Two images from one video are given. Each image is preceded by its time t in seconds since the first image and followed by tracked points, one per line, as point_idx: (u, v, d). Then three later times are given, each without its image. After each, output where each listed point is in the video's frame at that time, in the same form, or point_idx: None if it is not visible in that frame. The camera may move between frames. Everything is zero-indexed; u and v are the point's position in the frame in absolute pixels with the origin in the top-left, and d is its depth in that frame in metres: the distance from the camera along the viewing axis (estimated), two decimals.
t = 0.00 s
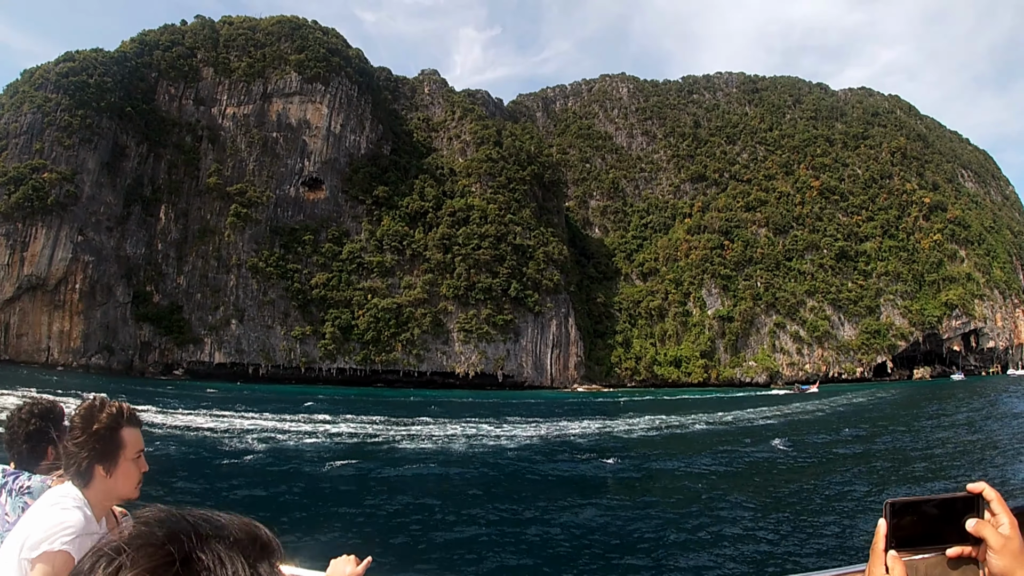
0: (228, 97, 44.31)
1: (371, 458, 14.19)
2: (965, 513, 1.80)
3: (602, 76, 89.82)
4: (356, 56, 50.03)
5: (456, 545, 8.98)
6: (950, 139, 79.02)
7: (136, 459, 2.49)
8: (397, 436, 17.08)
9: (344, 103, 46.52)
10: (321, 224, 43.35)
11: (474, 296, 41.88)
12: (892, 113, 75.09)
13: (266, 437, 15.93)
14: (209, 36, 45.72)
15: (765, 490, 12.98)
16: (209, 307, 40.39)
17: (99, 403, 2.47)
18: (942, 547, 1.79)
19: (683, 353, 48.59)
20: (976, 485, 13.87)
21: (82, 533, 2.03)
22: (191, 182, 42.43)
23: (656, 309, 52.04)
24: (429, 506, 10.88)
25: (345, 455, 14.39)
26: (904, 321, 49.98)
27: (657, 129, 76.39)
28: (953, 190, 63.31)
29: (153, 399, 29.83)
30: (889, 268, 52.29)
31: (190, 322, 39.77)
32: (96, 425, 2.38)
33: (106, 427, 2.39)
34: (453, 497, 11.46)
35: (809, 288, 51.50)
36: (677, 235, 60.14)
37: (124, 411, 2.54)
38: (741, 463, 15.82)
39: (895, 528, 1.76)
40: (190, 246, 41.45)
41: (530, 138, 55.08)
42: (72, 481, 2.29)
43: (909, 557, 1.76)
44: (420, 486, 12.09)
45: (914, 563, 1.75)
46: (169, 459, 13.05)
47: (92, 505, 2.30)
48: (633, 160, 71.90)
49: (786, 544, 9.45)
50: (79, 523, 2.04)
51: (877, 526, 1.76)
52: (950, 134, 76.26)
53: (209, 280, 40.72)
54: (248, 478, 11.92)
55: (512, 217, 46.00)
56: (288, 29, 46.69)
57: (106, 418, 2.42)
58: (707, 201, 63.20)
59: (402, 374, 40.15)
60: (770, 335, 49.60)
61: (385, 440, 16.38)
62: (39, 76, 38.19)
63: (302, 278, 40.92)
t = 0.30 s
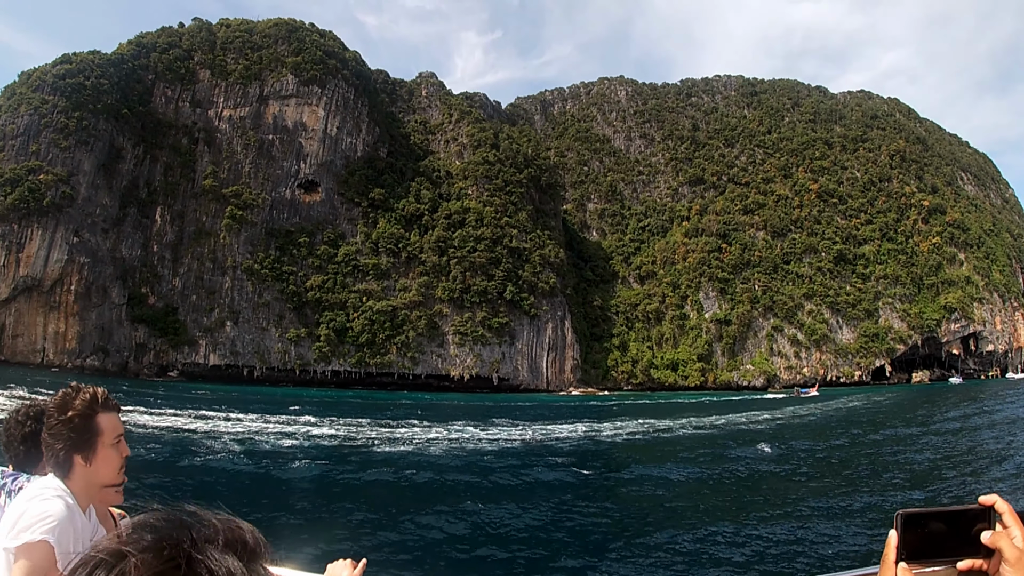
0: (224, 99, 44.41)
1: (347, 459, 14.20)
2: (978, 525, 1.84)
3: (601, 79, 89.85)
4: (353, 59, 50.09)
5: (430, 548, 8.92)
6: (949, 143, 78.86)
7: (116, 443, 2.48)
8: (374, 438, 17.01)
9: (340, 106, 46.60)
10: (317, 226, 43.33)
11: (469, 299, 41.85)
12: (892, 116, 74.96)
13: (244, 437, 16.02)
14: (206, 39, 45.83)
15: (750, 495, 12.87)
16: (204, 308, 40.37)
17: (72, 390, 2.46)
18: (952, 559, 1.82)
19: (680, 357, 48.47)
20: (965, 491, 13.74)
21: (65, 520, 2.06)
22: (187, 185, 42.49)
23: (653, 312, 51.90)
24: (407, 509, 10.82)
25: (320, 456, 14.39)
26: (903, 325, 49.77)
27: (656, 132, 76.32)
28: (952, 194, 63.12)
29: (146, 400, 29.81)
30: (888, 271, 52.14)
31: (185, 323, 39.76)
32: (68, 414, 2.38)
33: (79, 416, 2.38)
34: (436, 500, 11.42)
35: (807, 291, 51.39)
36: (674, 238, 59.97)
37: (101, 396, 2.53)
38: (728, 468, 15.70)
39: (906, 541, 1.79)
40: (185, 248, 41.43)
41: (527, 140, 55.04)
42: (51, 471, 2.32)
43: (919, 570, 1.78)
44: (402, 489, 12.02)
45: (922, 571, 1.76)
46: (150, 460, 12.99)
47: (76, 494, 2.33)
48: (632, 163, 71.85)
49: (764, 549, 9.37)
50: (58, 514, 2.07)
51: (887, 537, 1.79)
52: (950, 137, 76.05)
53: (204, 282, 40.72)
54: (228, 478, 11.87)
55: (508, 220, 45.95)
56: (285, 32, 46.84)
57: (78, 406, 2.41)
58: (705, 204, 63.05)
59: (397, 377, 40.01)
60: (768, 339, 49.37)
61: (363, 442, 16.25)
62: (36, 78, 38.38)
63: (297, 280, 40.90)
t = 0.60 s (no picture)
0: (221, 100, 44.44)
1: (321, 460, 14.11)
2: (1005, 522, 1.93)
3: (600, 79, 89.68)
4: (350, 60, 50.09)
5: (409, 551, 8.82)
6: (950, 143, 78.59)
7: (79, 426, 2.21)
8: (353, 439, 16.93)
9: (338, 107, 46.66)
10: (314, 227, 43.34)
11: (466, 300, 41.80)
12: (891, 116, 74.75)
13: (227, 437, 15.97)
14: (203, 41, 45.90)
15: (740, 496, 12.83)
16: (200, 310, 40.41)
17: (30, 381, 2.23)
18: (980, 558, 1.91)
19: (678, 357, 48.37)
20: (959, 493, 13.57)
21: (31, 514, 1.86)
22: (184, 186, 42.53)
23: (651, 313, 51.76)
24: (390, 511, 10.72)
25: (294, 457, 14.25)
26: (903, 325, 49.55)
27: (655, 133, 76.21)
28: (952, 194, 62.90)
29: (142, 401, 29.82)
30: (888, 271, 51.95)
31: (182, 324, 39.80)
32: (24, 409, 2.16)
33: (31, 408, 2.16)
34: (424, 502, 11.39)
35: (806, 291, 51.23)
36: (673, 239, 59.86)
37: (59, 378, 2.27)
38: (719, 470, 15.56)
39: (932, 537, 1.87)
40: (182, 249, 41.46)
41: (525, 140, 54.97)
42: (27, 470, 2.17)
43: (945, 568, 1.87)
44: (387, 491, 11.94)
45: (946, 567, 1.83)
46: (138, 461, 12.98)
47: (53, 490, 2.15)
48: (630, 164, 71.72)
49: (749, 554, 9.25)
50: (24, 512, 1.88)
51: (915, 536, 1.86)
52: (950, 136, 75.76)
53: (201, 283, 40.75)
54: (213, 479, 11.82)
55: (505, 221, 45.89)
56: (282, 34, 46.93)
57: (27, 399, 2.16)
58: (705, 205, 62.86)
59: (394, 378, 39.94)
60: (767, 339, 49.13)
61: (346, 444, 16.15)
62: (34, 81, 38.44)
63: (294, 282, 40.91)
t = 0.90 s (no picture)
0: (218, 99, 44.48)
1: (295, 458, 13.95)
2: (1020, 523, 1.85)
3: (599, 78, 89.53)
4: (347, 58, 50.04)
5: (381, 551, 8.68)
6: (951, 141, 78.15)
7: (64, 426, 2.13)
8: (332, 437, 16.79)
9: (334, 105, 46.65)
10: (310, 225, 43.35)
11: (462, 298, 41.73)
12: (892, 114, 74.41)
13: (208, 435, 15.87)
14: (200, 39, 45.92)
15: (722, 494, 12.80)
16: (196, 308, 40.47)
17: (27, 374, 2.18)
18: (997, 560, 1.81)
19: (676, 357, 48.16)
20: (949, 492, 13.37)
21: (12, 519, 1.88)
22: (180, 184, 42.52)
23: (649, 312, 51.61)
24: (369, 507, 10.73)
25: (270, 455, 14.12)
26: (903, 324, 49.29)
27: (654, 131, 76.01)
28: (953, 192, 62.61)
29: (136, 398, 29.86)
30: (887, 270, 51.69)
31: (178, 322, 39.87)
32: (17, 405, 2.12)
33: (20, 406, 2.11)
34: (404, 499, 11.39)
35: (805, 290, 50.99)
36: (672, 238, 59.69)
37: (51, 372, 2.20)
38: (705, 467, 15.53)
39: (950, 538, 1.79)
40: (178, 248, 41.54)
41: (523, 139, 54.88)
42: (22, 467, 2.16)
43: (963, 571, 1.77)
44: (365, 491, 11.80)
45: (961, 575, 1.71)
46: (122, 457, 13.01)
47: (43, 488, 2.13)
48: (629, 162, 71.53)
49: (724, 555, 9.08)
50: (10, 516, 1.90)
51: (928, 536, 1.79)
52: (951, 135, 75.35)
53: (197, 281, 40.82)
54: (194, 475, 11.85)
55: (502, 219, 45.79)
56: (279, 31, 46.93)
57: (19, 398, 2.12)
58: (704, 203, 62.64)
59: (389, 377, 39.87)
60: (766, 338, 48.90)
61: (333, 441, 16.18)
62: (31, 79, 38.45)
63: (289, 280, 40.95)
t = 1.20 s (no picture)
0: (212, 104, 44.60)
1: (269, 462, 13.88)
2: None
3: (595, 81, 89.63)
4: (341, 62, 50.11)
5: (355, 549, 8.68)
6: (947, 141, 78.11)
7: (69, 443, 2.35)
8: (312, 440, 16.73)
9: (329, 110, 46.73)
10: (304, 230, 43.37)
11: (456, 302, 41.65)
12: (888, 115, 74.38)
13: (187, 439, 15.82)
14: (194, 44, 45.99)
15: (705, 493, 12.81)
16: (191, 312, 40.47)
17: (39, 389, 2.38)
18: None
19: (673, 359, 47.89)
20: (932, 491, 13.34)
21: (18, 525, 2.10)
22: (175, 189, 42.62)
23: (646, 314, 51.46)
24: (348, 508, 10.77)
25: (254, 458, 14.16)
26: (900, 325, 49.08)
27: (650, 133, 76.04)
28: (950, 192, 62.55)
29: (128, 402, 29.77)
30: (885, 271, 51.47)
31: (173, 327, 39.86)
32: (27, 417, 2.33)
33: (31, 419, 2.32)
34: (384, 500, 11.43)
35: (802, 292, 50.80)
36: (668, 240, 59.55)
37: (61, 388, 2.41)
38: (689, 467, 15.56)
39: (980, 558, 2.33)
40: (172, 253, 41.55)
41: (518, 142, 54.88)
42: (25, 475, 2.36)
43: None
44: (344, 492, 11.81)
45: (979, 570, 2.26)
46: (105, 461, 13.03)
47: (44, 496, 2.32)
48: (625, 165, 71.51)
49: (698, 552, 9.12)
50: (11, 523, 2.10)
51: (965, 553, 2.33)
52: (947, 136, 75.37)
53: (191, 286, 40.82)
54: (175, 478, 11.88)
55: (497, 222, 45.75)
56: (274, 36, 47.03)
57: (28, 412, 2.32)
58: (700, 205, 62.59)
59: (384, 381, 39.76)
60: (763, 340, 48.71)
61: (319, 444, 16.23)
62: (26, 85, 38.40)
63: (284, 284, 40.96)
